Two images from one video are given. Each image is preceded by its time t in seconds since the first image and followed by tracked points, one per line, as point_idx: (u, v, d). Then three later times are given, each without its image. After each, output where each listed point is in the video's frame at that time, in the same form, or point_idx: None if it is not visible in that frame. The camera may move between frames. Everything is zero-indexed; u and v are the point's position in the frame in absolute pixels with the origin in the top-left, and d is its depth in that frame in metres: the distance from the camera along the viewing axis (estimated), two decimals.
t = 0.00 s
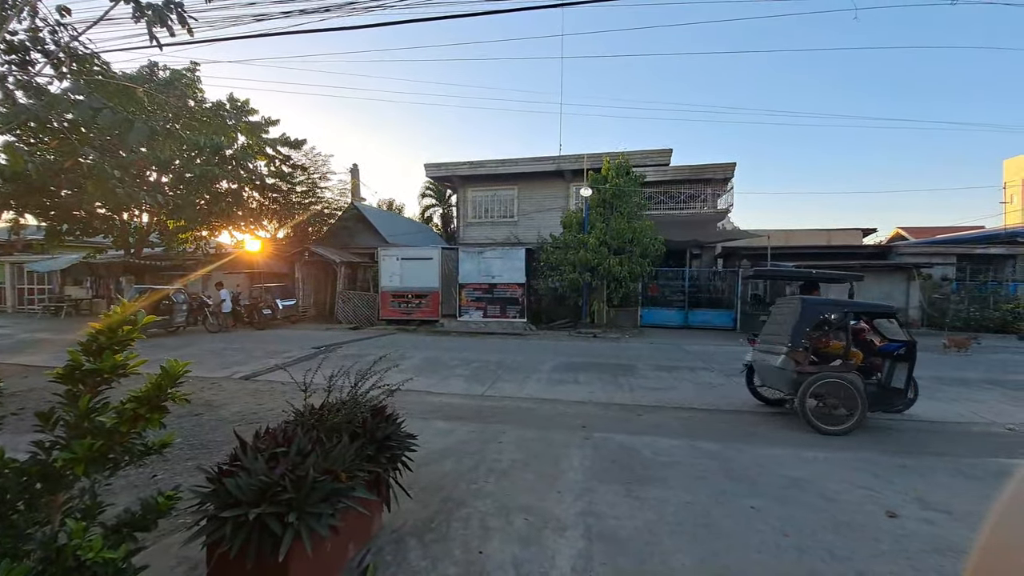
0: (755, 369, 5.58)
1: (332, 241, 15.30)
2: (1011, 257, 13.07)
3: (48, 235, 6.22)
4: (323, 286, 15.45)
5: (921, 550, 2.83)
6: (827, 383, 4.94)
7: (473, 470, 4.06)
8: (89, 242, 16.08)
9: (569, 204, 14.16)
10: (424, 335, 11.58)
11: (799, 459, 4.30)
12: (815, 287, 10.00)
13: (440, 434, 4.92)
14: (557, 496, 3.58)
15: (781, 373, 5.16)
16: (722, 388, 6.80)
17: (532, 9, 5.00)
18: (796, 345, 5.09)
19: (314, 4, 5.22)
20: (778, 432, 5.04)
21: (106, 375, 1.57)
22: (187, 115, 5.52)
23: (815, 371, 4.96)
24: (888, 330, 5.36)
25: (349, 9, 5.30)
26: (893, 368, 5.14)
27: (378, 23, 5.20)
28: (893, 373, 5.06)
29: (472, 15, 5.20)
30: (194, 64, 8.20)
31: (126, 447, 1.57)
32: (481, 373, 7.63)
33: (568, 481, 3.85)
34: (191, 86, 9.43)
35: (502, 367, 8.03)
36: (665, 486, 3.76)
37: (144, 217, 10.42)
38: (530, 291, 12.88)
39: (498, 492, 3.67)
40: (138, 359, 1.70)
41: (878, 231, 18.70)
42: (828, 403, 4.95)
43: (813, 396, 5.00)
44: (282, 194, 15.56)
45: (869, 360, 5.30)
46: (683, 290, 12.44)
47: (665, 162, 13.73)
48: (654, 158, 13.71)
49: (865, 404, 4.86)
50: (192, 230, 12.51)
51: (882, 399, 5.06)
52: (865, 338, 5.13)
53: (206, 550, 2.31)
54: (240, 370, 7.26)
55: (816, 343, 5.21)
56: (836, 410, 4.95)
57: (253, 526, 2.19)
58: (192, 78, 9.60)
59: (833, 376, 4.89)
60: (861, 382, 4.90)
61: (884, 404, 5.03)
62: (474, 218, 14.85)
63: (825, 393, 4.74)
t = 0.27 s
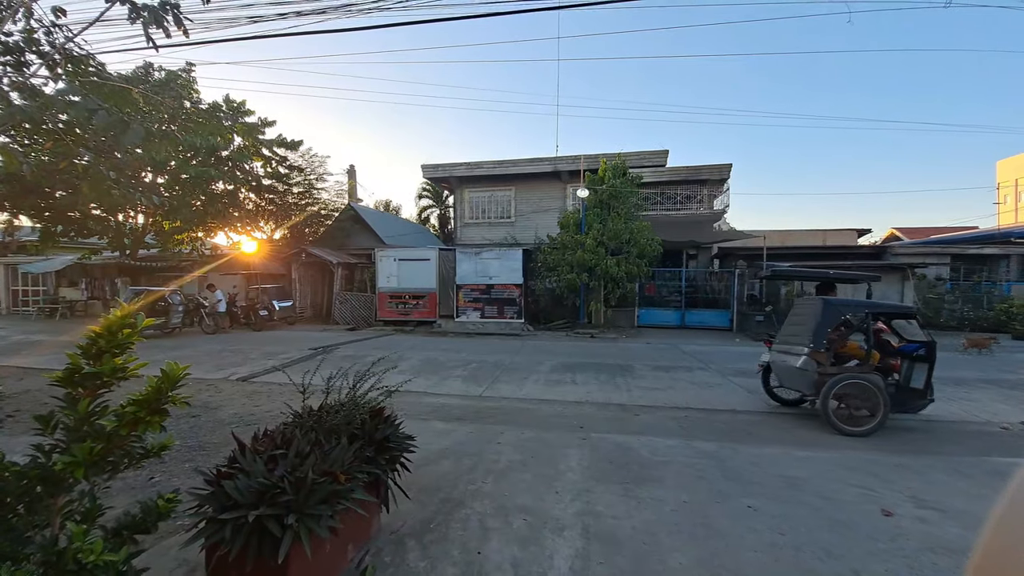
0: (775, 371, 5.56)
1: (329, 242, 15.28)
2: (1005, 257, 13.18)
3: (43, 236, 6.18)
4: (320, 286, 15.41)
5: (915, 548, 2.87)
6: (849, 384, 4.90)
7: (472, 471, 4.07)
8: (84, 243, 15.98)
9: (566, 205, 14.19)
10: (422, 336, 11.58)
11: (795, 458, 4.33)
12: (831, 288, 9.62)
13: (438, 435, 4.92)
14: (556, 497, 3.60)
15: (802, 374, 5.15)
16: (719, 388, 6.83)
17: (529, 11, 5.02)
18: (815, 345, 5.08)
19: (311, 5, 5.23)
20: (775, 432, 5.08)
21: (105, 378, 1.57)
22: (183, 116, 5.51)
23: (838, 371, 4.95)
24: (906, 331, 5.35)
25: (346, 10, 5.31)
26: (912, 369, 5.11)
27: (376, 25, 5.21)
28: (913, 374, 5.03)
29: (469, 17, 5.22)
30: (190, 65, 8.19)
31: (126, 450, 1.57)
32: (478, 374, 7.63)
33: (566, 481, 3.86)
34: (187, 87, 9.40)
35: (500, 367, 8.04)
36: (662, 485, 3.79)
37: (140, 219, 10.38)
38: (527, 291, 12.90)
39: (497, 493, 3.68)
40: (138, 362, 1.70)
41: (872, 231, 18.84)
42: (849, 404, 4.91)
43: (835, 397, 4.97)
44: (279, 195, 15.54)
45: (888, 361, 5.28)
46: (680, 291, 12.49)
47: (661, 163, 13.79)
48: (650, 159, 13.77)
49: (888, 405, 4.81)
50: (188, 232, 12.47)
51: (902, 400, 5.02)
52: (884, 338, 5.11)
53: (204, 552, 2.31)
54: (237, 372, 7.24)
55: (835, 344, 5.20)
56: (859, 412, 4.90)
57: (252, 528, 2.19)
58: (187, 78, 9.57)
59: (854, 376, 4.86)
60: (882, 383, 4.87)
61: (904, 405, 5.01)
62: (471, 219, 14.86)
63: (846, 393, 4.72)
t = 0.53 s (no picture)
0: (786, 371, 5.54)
1: (327, 243, 15.28)
2: (1001, 256, 13.25)
3: (39, 237, 6.16)
4: (318, 287, 15.39)
5: (910, 546, 2.88)
6: (864, 383, 4.88)
7: (469, 471, 4.07)
8: (80, 244, 15.91)
9: (564, 205, 14.21)
10: (420, 336, 11.57)
11: (791, 457, 4.35)
12: (843, 287, 9.64)
13: (436, 436, 4.92)
14: (553, 496, 3.60)
15: (816, 374, 5.13)
16: (717, 388, 6.85)
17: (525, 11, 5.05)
18: (828, 345, 5.07)
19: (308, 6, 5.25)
20: (772, 431, 5.09)
21: (100, 378, 1.57)
22: (180, 117, 5.51)
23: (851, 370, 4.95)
24: (918, 330, 5.35)
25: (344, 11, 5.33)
26: (923, 367, 5.15)
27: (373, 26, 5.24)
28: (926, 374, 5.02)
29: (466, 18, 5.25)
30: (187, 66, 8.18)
31: (121, 450, 1.58)
32: (476, 374, 7.63)
33: (563, 481, 3.87)
34: (184, 87, 9.40)
35: (498, 367, 8.05)
36: (659, 484, 3.80)
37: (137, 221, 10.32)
38: (525, 292, 12.91)
39: (494, 492, 3.68)
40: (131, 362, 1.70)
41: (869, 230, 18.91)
42: (863, 404, 4.89)
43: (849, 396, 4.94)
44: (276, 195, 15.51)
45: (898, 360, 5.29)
46: (678, 290, 12.51)
47: (658, 163, 13.82)
48: (648, 160, 13.81)
49: (902, 403, 4.81)
50: (186, 233, 12.44)
51: (914, 399, 5.03)
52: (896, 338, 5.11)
53: (200, 552, 2.31)
54: (234, 373, 7.22)
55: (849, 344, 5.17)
56: (873, 410, 4.89)
57: (247, 528, 2.19)
58: (184, 78, 9.56)
59: (868, 376, 4.84)
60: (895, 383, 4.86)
61: (917, 403, 5.00)
62: (470, 220, 14.86)
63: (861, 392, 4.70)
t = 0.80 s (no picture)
0: (794, 369, 5.53)
1: (327, 241, 15.29)
2: (1001, 255, 13.25)
3: (40, 234, 6.17)
4: (317, 284, 15.41)
5: (906, 543, 2.89)
6: (874, 382, 4.86)
7: (467, 468, 4.09)
8: (82, 241, 15.95)
9: (564, 203, 14.21)
10: (419, 334, 11.59)
11: (789, 455, 4.35)
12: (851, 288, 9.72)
13: (434, 432, 4.93)
14: (550, 492, 3.61)
15: (824, 372, 5.12)
16: (715, 385, 6.87)
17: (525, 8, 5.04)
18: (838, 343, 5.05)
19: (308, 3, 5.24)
20: (770, 429, 5.10)
21: (95, 372, 1.58)
22: (179, 114, 5.51)
23: (860, 369, 4.94)
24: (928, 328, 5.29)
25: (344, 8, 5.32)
26: (932, 366, 5.13)
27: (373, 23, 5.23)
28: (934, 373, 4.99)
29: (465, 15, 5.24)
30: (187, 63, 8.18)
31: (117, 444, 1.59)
32: (476, 371, 7.65)
33: (561, 478, 3.88)
34: (183, 85, 9.39)
35: (497, 365, 8.07)
36: (656, 481, 3.81)
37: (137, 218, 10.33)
38: (525, 289, 12.91)
39: (492, 489, 3.69)
40: (127, 356, 1.71)
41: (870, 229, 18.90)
42: (873, 402, 4.86)
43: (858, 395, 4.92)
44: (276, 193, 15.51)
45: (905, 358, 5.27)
46: (678, 289, 12.51)
47: (658, 161, 13.81)
48: (648, 158, 13.80)
49: (911, 402, 4.80)
50: (187, 230, 12.46)
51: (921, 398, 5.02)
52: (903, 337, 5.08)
53: (197, 546, 2.33)
54: (233, 370, 7.24)
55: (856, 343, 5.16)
56: (881, 409, 4.87)
57: (244, 522, 2.21)
58: (184, 75, 9.55)
59: (878, 374, 4.82)
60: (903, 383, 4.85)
61: (926, 402, 4.99)
62: (470, 217, 14.86)
63: (866, 393, 4.71)
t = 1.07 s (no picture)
0: (796, 371, 5.55)
1: (325, 242, 15.26)
2: (996, 258, 13.35)
3: (36, 235, 6.14)
4: (315, 286, 15.36)
5: (905, 545, 2.90)
6: (877, 384, 4.87)
7: (466, 470, 4.08)
8: (78, 242, 15.86)
9: (562, 205, 14.22)
10: (417, 336, 11.57)
11: (788, 456, 4.36)
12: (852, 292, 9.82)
13: (433, 435, 4.92)
14: (550, 495, 3.61)
15: (827, 375, 5.14)
16: (714, 387, 6.87)
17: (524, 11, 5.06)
18: (842, 346, 5.05)
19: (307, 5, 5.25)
20: (769, 431, 5.10)
21: (93, 374, 1.56)
22: (177, 114, 5.49)
23: (863, 371, 4.95)
24: (928, 330, 5.32)
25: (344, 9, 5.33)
26: (933, 368, 5.15)
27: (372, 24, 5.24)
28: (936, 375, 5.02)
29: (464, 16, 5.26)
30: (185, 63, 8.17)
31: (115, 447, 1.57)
32: (474, 373, 7.64)
33: (560, 480, 3.87)
34: (182, 85, 9.37)
35: (496, 367, 8.05)
36: (655, 483, 3.81)
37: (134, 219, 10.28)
38: (523, 291, 12.91)
39: (491, 491, 3.68)
40: (126, 358, 1.69)
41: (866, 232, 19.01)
42: (876, 404, 4.88)
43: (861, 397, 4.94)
44: (274, 194, 15.47)
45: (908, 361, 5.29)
46: (676, 290, 12.54)
47: (656, 163, 13.86)
48: (646, 160, 13.85)
49: (914, 404, 4.82)
50: (184, 232, 12.41)
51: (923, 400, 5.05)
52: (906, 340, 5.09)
53: (195, 551, 2.31)
54: (230, 372, 7.20)
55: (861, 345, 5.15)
56: (884, 411, 4.89)
57: (243, 526, 2.19)
58: (182, 76, 9.52)
59: (882, 376, 4.84)
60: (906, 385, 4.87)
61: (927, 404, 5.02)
62: (468, 219, 14.86)
63: (871, 395, 4.71)
